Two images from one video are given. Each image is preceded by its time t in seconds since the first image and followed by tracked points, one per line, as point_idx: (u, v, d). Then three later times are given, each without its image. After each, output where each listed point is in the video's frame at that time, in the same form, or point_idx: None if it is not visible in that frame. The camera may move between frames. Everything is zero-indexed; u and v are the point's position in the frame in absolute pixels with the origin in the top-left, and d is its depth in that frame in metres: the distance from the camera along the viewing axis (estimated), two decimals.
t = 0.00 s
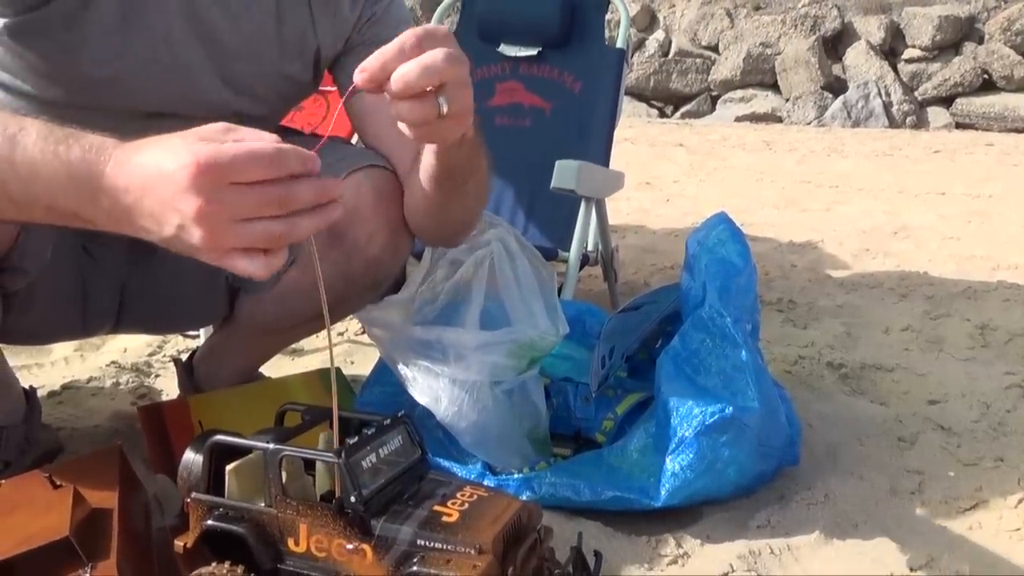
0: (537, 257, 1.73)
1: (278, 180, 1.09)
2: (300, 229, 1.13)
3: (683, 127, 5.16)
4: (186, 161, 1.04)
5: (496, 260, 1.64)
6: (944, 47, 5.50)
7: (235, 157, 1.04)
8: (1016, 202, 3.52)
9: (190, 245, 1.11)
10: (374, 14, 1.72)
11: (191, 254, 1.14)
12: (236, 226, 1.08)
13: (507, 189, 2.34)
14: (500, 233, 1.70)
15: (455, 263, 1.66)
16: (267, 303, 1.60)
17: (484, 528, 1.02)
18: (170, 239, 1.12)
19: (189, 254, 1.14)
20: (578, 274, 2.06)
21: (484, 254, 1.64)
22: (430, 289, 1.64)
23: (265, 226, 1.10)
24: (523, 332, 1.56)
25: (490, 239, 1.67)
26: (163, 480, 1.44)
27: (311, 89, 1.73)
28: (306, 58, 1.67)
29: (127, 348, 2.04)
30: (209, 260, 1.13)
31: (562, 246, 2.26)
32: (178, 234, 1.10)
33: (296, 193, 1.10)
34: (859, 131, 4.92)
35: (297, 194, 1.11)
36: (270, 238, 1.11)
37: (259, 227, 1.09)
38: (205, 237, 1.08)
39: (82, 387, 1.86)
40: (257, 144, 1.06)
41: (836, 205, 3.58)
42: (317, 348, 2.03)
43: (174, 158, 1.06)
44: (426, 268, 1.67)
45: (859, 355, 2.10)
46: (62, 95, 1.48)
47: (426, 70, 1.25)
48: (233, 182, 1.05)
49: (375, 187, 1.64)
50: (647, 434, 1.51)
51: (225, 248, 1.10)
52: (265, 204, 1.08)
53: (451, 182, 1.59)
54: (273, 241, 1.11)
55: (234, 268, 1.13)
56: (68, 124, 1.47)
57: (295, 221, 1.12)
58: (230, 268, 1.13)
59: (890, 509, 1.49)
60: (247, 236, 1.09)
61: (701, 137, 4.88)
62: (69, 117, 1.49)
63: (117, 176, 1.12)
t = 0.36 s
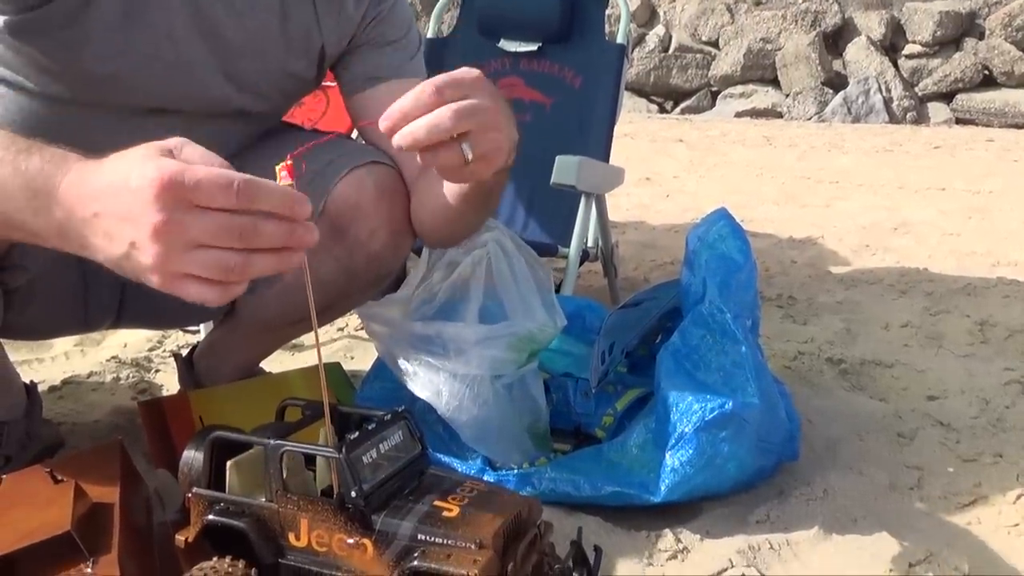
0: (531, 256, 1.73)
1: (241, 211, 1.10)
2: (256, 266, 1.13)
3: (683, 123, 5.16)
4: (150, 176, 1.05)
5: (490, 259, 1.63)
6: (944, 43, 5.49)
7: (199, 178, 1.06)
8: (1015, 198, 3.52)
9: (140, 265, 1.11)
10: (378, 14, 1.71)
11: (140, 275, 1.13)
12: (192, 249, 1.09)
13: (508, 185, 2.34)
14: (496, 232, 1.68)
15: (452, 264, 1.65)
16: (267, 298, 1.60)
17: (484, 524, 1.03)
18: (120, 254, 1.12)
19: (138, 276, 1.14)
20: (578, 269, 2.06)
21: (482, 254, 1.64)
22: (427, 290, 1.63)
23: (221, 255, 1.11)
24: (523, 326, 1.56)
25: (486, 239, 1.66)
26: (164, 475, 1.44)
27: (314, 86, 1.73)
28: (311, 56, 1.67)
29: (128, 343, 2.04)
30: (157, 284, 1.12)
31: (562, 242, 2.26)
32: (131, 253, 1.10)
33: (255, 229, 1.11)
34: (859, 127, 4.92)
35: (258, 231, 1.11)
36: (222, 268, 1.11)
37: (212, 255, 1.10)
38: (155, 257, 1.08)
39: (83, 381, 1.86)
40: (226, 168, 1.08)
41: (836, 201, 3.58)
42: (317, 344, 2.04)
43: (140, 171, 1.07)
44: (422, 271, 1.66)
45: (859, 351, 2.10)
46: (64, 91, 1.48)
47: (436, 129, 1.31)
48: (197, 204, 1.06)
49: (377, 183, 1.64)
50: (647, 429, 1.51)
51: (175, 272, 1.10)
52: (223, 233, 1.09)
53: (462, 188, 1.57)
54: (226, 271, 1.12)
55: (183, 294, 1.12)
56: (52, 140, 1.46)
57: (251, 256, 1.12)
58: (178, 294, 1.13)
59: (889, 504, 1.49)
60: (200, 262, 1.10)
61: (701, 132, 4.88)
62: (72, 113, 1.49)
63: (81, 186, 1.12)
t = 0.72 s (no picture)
0: (536, 249, 1.73)
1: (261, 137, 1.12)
2: (274, 197, 1.13)
3: (682, 119, 5.16)
4: (178, 98, 1.09)
5: (494, 252, 1.64)
6: (944, 39, 5.49)
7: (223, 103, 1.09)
8: (1014, 196, 3.52)
9: (156, 191, 1.11)
10: (379, 12, 1.71)
11: (159, 208, 1.13)
12: (212, 169, 1.09)
13: (507, 181, 2.34)
14: (501, 226, 1.70)
15: (456, 258, 1.65)
16: (267, 294, 1.61)
17: (483, 519, 1.03)
18: (137, 184, 1.12)
19: (153, 212, 1.14)
20: (577, 266, 2.06)
21: (484, 248, 1.64)
22: (430, 282, 1.62)
23: (240, 180, 1.11)
24: (523, 324, 1.56)
25: (490, 232, 1.67)
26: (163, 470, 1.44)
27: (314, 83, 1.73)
28: (311, 53, 1.67)
29: (126, 338, 2.04)
30: (176, 213, 1.11)
31: (561, 238, 2.26)
32: (150, 180, 1.10)
33: (275, 158, 1.12)
34: (859, 124, 4.92)
35: (277, 161, 1.12)
36: (240, 191, 1.10)
37: (229, 177, 1.10)
38: (176, 176, 1.08)
39: (81, 376, 1.86)
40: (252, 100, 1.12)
41: (835, 198, 3.59)
42: (317, 339, 2.04)
43: (164, 100, 1.11)
44: (426, 265, 1.66)
45: (857, 348, 2.10)
46: (64, 87, 1.47)
47: (458, 99, 1.33)
48: (220, 125, 1.09)
49: (377, 180, 1.63)
50: (645, 426, 1.51)
51: (191, 193, 1.10)
52: (244, 155, 1.10)
53: (462, 173, 1.60)
54: (242, 196, 1.11)
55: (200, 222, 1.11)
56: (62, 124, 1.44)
57: (270, 183, 1.12)
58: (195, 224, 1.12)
59: (886, 500, 1.50)
60: (220, 182, 1.10)
61: (700, 129, 4.88)
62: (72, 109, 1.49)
63: (100, 135, 1.15)
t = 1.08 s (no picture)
0: (538, 249, 1.73)
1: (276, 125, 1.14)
2: (287, 181, 1.13)
3: (681, 117, 5.16)
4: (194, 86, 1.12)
5: (493, 253, 1.64)
6: (942, 38, 5.50)
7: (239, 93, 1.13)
8: (1012, 194, 3.52)
9: (172, 176, 1.11)
10: (374, 12, 1.72)
11: (173, 194, 1.12)
12: (226, 150, 1.10)
13: (504, 180, 2.34)
14: (502, 227, 1.70)
15: (456, 258, 1.65)
16: (263, 294, 1.61)
17: (480, 521, 1.03)
18: (154, 172, 1.12)
19: (169, 203, 1.14)
20: (574, 264, 2.06)
21: (484, 249, 1.64)
22: (430, 283, 1.62)
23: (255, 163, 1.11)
24: (520, 325, 1.55)
25: (490, 233, 1.67)
26: (160, 470, 1.44)
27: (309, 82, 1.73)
28: (305, 53, 1.67)
29: (124, 338, 2.04)
30: (189, 197, 1.11)
31: (559, 238, 2.26)
32: (166, 164, 1.11)
33: (287, 143, 1.13)
34: (857, 122, 4.92)
35: (288, 147, 1.14)
36: (252, 172, 1.11)
37: (243, 159, 1.10)
38: (190, 154, 1.08)
39: (79, 376, 1.86)
40: (263, 97, 1.16)
41: (833, 196, 3.59)
42: (315, 339, 2.04)
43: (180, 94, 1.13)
44: (427, 267, 1.65)
45: (855, 348, 2.11)
46: (61, 88, 1.47)
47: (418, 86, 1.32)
48: (233, 111, 1.12)
49: (371, 180, 1.63)
50: (642, 426, 1.51)
51: (204, 173, 1.09)
52: (257, 137, 1.11)
53: (445, 172, 1.60)
54: (254, 178, 1.11)
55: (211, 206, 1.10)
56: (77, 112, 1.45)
57: (283, 167, 1.13)
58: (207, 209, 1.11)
59: (882, 500, 1.50)
60: (233, 164, 1.10)
61: (698, 127, 4.88)
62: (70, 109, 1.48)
63: (124, 135, 1.17)
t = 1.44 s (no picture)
0: (525, 251, 1.73)
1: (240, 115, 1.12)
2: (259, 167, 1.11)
3: (679, 119, 5.17)
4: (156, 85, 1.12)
5: (482, 256, 1.64)
6: (939, 40, 5.50)
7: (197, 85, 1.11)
8: (1009, 196, 3.53)
9: (144, 172, 1.10)
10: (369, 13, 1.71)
11: (146, 194, 1.11)
12: (190, 143, 1.09)
13: (501, 183, 2.35)
14: (490, 228, 1.70)
15: (442, 259, 1.66)
16: (259, 298, 1.61)
17: (475, 526, 1.04)
18: (125, 173, 1.12)
19: (144, 203, 1.13)
20: (571, 267, 2.07)
21: (473, 251, 1.64)
22: (419, 286, 1.64)
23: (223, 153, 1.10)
24: (513, 328, 1.55)
25: (477, 235, 1.68)
26: (156, 475, 1.45)
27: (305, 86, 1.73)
28: (299, 59, 1.67)
29: (120, 342, 2.04)
30: (162, 196, 1.11)
31: (555, 241, 2.26)
32: (133, 165, 1.11)
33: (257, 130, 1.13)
34: (854, 124, 4.92)
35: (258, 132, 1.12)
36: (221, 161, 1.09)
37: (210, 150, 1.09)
38: (155, 152, 1.09)
39: (75, 380, 1.86)
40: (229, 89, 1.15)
41: (830, 199, 3.59)
42: (311, 343, 2.04)
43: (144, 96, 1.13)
44: (414, 266, 1.68)
45: (851, 351, 2.11)
46: (54, 92, 1.47)
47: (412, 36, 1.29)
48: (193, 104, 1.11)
49: (367, 184, 1.62)
50: (638, 430, 1.51)
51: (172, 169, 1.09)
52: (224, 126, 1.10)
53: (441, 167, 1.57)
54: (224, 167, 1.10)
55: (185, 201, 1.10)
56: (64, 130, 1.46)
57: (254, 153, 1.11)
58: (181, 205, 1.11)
59: (878, 504, 1.50)
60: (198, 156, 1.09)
61: (696, 129, 4.89)
62: (64, 113, 1.49)
63: (95, 143, 1.17)
